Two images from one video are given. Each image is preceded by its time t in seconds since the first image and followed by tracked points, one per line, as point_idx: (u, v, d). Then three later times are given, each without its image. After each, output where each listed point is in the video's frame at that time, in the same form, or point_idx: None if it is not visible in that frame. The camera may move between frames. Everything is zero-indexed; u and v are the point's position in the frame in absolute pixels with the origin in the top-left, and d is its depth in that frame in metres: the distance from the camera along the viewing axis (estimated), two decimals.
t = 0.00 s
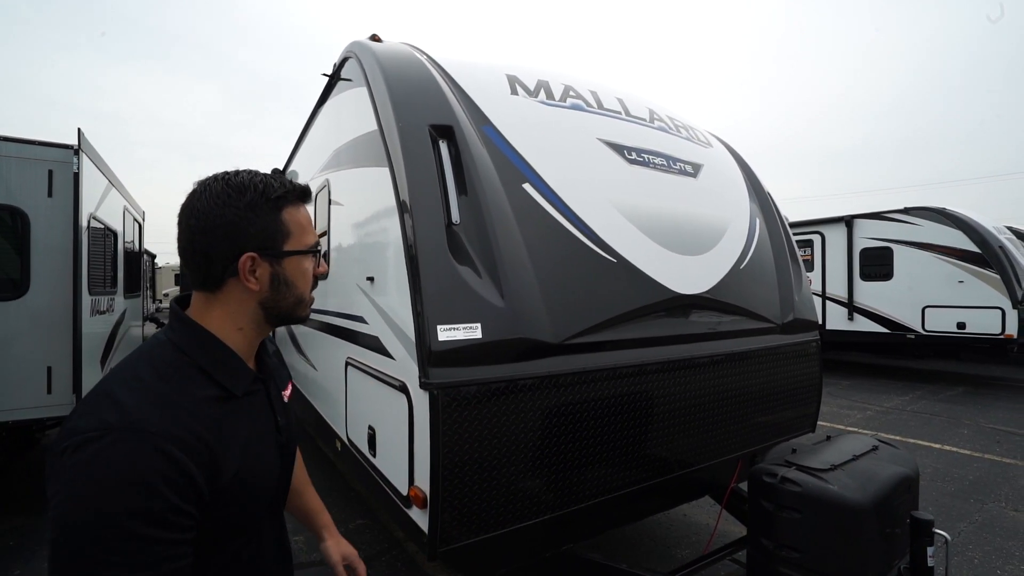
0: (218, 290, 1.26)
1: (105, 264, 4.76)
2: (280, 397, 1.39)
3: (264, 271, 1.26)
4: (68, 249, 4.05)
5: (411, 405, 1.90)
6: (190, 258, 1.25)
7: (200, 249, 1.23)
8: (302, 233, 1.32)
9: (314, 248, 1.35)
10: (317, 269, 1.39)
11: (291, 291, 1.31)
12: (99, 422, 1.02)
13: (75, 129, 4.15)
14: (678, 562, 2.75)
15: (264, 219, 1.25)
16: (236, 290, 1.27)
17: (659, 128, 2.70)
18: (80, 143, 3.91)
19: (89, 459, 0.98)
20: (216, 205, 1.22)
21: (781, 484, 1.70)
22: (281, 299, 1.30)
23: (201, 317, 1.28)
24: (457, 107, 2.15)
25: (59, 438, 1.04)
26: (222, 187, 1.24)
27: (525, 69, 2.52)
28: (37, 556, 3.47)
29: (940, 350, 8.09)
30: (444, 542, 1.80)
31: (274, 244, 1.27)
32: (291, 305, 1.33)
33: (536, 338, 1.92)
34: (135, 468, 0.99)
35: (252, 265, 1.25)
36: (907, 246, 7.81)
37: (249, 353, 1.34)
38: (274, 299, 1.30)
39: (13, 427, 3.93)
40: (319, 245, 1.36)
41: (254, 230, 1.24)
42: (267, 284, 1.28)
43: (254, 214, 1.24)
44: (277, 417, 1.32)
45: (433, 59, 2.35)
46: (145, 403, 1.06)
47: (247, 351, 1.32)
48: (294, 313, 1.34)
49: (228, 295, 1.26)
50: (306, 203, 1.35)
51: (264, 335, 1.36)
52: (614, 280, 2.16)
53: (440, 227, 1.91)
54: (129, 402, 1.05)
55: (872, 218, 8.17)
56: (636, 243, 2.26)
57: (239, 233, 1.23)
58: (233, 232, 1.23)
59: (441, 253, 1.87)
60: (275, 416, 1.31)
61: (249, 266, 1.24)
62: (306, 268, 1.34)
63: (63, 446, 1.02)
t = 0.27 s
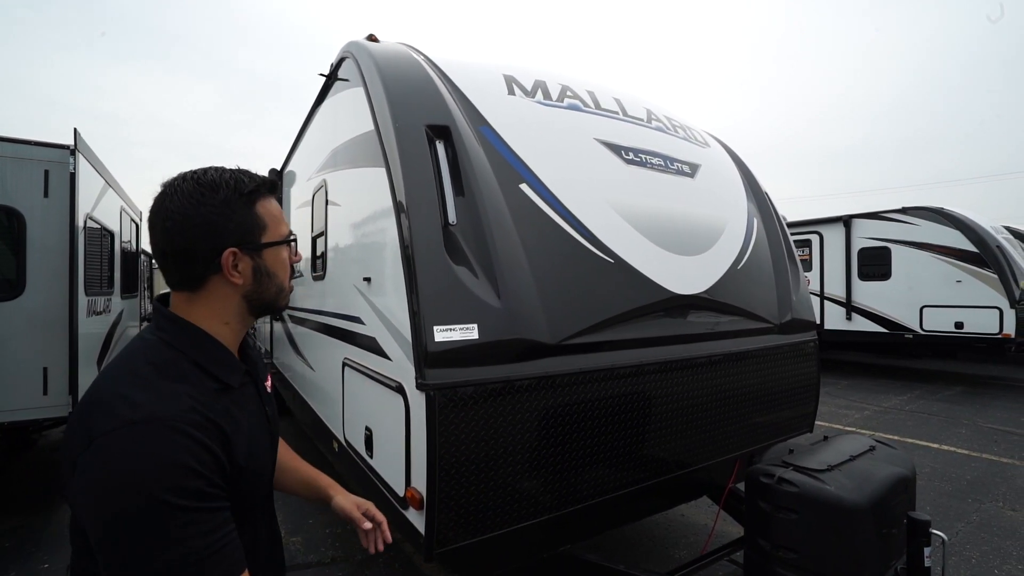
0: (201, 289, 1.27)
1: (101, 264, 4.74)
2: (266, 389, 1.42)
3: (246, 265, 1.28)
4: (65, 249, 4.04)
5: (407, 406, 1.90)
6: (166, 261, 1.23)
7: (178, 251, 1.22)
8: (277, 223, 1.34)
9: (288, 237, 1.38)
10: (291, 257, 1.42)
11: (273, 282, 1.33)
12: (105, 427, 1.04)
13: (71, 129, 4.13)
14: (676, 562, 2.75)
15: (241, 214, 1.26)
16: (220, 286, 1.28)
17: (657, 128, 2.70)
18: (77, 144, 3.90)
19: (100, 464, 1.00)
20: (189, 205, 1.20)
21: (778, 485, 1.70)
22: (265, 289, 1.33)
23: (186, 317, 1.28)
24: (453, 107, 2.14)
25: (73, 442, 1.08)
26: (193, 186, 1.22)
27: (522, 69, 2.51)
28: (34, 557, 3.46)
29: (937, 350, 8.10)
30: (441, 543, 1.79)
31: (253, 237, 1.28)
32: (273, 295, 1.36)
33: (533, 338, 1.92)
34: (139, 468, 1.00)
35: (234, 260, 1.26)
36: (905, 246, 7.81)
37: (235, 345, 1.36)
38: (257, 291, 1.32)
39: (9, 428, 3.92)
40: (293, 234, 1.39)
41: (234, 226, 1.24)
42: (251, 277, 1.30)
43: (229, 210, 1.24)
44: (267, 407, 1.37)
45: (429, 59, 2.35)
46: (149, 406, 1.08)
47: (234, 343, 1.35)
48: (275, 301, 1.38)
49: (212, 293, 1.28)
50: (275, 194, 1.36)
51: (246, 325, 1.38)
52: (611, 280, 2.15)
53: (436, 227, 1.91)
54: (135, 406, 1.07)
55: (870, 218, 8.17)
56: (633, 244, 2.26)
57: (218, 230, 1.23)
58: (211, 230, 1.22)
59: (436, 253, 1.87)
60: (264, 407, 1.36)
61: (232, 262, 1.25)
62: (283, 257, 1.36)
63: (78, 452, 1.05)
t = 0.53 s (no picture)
0: (186, 288, 1.35)
1: (100, 265, 4.74)
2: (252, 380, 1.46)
3: (224, 260, 1.37)
4: (64, 250, 4.04)
5: (405, 407, 1.91)
6: (149, 266, 1.32)
7: (158, 254, 1.30)
8: (246, 220, 1.42)
9: (258, 232, 1.47)
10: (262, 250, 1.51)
11: (249, 272, 1.42)
12: (143, 406, 1.16)
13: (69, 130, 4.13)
14: (674, 562, 2.76)
15: (213, 214, 1.34)
16: (201, 281, 1.36)
17: (654, 129, 2.71)
18: (76, 145, 3.90)
19: (150, 437, 1.13)
20: (164, 210, 1.29)
21: (774, 486, 1.70)
22: (243, 281, 1.42)
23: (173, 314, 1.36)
24: (451, 109, 2.15)
25: (111, 429, 1.19)
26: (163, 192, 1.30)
27: (520, 71, 2.52)
28: (34, 557, 3.47)
29: (935, 350, 8.12)
30: (439, 544, 1.80)
31: (227, 234, 1.36)
32: (250, 285, 1.45)
33: (531, 339, 1.93)
34: (183, 432, 1.12)
35: (212, 256, 1.35)
36: (903, 246, 7.83)
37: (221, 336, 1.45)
38: (236, 283, 1.41)
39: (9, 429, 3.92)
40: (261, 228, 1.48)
41: (208, 225, 1.33)
42: (229, 271, 1.38)
43: (201, 212, 1.32)
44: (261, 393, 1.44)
45: (427, 61, 2.36)
46: (178, 382, 1.20)
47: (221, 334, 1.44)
48: (253, 291, 1.47)
49: (197, 290, 1.36)
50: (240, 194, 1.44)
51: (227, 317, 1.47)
52: (609, 281, 2.16)
53: (434, 229, 1.92)
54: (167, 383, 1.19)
55: (867, 219, 8.19)
56: (631, 245, 2.27)
57: (195, 230, 1.31)
58: (188, 232, 1.30)
59: (434, 255, 1.88)
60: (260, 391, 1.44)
61: (211, 258, 1.34)
62: (256, 250, 1.45)
63: (122, 435, 1.17)
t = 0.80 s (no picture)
0: (179, 288, 1.42)
1: (100, 266, 4.75)
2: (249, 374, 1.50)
3: (214, 260, 1.45)
4: (63, 252, 4.04)
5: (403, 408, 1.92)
6: (144, 271, 1.40)
7: (154, 258, 1.39)
8: (231, 223, 1.51)
9: (243, 234, 1.55)
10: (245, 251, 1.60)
11: (237, 271, 1.51)
12: (195, 384, 1.25)
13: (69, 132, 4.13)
14: (672, 561, 2.78)
15: (203, 219, 1.43)
16: (194, 282, 1.44)
17: (651, 131, 2.72)
18: (75, 146, 3.90)
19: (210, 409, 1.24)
20: (158, 218, 1.37)
21: (770, 486, 1.71)
22: (232, 279, 1.50)
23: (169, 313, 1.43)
24: (449, 111, 2.16)
25: (158, 413, 1.26)
26: (155, 200, 1.38)
27: (518, 73, 2.53)
28: (34, 557, 3.48)
29: (932, 350, 8.14)
30: (437, 545, 1.81)
31: (216, 236, 1.45)
32: (238, 282, 1.54)
33: (528, 341, 1.94)
34: (244, 399, 1.25)
35: (203, 258, 1.43)
36: (900, 247, 7.85)
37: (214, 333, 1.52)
38: (226, 281, 1.49)
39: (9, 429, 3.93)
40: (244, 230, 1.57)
41: (199, 229, 1.41)
42: (219, 270, 1.47)
43: (192, 218, 1.41)
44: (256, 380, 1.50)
45: (426, 64, 2.37)
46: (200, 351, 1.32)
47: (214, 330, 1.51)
48: (241, 289, 1.55)
49: (190, 290, 1.43)
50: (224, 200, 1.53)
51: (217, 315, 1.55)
52: (606, 283, 2.17)
53: (432, 231, 1.93)
54: (211, 361, 1.30)
55: (864, 219, 8.21)
56: (628, 246, 2.28)
57: (187, 234, 1.39)
58: (180, 237, 1.39)
59: (432, 257, 1.89)
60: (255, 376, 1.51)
61: (202, 259, 1.42)
62: (242, 251, 1.54)
63: (174, 415, 1.25)
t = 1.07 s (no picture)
0: (162, 295, 1.43)
1: (99, 266, 4.75)
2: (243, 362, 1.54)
3: (196, 267, 1.45)
4: (63, 252, 4.05)
5: (403, 408, 1.92)
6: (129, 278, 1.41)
7: (138, 266, 1.40)
8: (211, 229, 1.51)
9: (223, 240, 1.56)
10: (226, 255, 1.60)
11: (219, 275, 1.52)
12: (230, 369, 1.32)
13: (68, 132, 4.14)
14: (670, 561, 2.78)
15: (186, 228, 1.43)
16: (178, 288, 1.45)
17: (650, 132, 2.73)
18: (74, 147, 3.90)
19: (249, 391, 1.32)
20: (141, 229, 1.38)
21: (768, 486, 1.72)
22: (214, 285, 1.51)
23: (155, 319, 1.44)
24: (448, 113, 2.16)
25: (188, 404, 1.31)
26: (138, 210, 1.39)
27: (517, 74, 2.53)
28: (34, 557, 3.49)
29: (932, 350, 8.15)
30: (437, 544, 1.81)
31: (198, 243, 1.45)
32: (220, 287, 1.55)
33: (527, 341, 1.94)
34: (267, 364, 1.34)
35: (186, 265, 1.43)
36: (900, 247, 7.85)
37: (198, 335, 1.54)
38: (209, 286, 1.50)
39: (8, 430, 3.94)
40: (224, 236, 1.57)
41: (183, 237, 1.42)
42: (201, 276, 1.47)
43: (176, 227, 1.41)
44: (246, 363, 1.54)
45: (425, 65, 2.37)
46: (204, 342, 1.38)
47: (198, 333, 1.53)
48: (223, 293, 1.56)
49: (174, 297, 1.44)
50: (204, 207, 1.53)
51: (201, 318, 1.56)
52: (605, 283, 2.17)
53: (431, 232, 1.93)
54: (239, 346, 1.37)
55: (864, 219, 8.22)
56: (626, 247, 2.28)
57: (170, 242, 1.40)
58: (163, 246, 1.39)
59: (432, 258, 1.89)
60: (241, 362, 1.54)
61: (184, 266, 1.43)
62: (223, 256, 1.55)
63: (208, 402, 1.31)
